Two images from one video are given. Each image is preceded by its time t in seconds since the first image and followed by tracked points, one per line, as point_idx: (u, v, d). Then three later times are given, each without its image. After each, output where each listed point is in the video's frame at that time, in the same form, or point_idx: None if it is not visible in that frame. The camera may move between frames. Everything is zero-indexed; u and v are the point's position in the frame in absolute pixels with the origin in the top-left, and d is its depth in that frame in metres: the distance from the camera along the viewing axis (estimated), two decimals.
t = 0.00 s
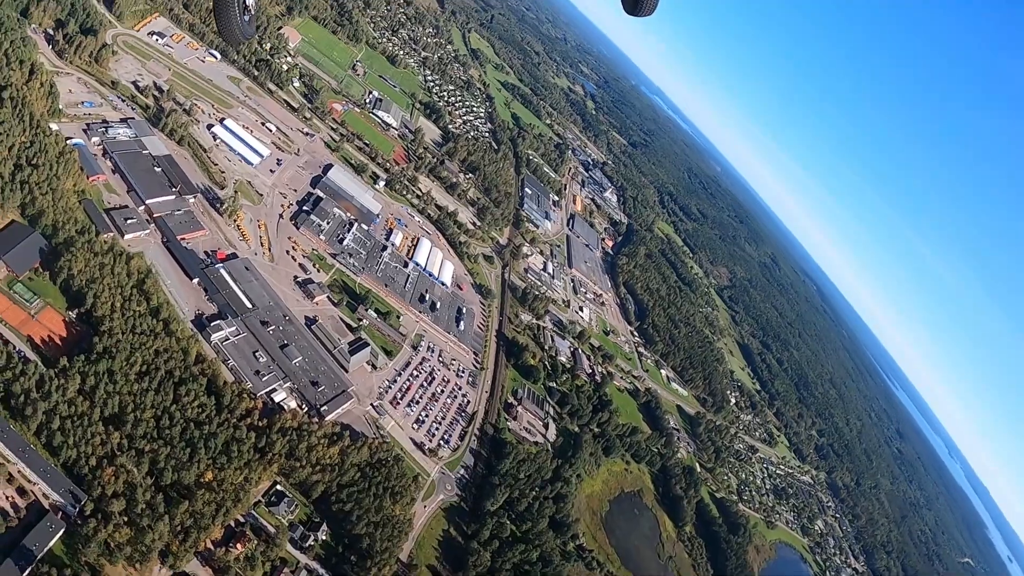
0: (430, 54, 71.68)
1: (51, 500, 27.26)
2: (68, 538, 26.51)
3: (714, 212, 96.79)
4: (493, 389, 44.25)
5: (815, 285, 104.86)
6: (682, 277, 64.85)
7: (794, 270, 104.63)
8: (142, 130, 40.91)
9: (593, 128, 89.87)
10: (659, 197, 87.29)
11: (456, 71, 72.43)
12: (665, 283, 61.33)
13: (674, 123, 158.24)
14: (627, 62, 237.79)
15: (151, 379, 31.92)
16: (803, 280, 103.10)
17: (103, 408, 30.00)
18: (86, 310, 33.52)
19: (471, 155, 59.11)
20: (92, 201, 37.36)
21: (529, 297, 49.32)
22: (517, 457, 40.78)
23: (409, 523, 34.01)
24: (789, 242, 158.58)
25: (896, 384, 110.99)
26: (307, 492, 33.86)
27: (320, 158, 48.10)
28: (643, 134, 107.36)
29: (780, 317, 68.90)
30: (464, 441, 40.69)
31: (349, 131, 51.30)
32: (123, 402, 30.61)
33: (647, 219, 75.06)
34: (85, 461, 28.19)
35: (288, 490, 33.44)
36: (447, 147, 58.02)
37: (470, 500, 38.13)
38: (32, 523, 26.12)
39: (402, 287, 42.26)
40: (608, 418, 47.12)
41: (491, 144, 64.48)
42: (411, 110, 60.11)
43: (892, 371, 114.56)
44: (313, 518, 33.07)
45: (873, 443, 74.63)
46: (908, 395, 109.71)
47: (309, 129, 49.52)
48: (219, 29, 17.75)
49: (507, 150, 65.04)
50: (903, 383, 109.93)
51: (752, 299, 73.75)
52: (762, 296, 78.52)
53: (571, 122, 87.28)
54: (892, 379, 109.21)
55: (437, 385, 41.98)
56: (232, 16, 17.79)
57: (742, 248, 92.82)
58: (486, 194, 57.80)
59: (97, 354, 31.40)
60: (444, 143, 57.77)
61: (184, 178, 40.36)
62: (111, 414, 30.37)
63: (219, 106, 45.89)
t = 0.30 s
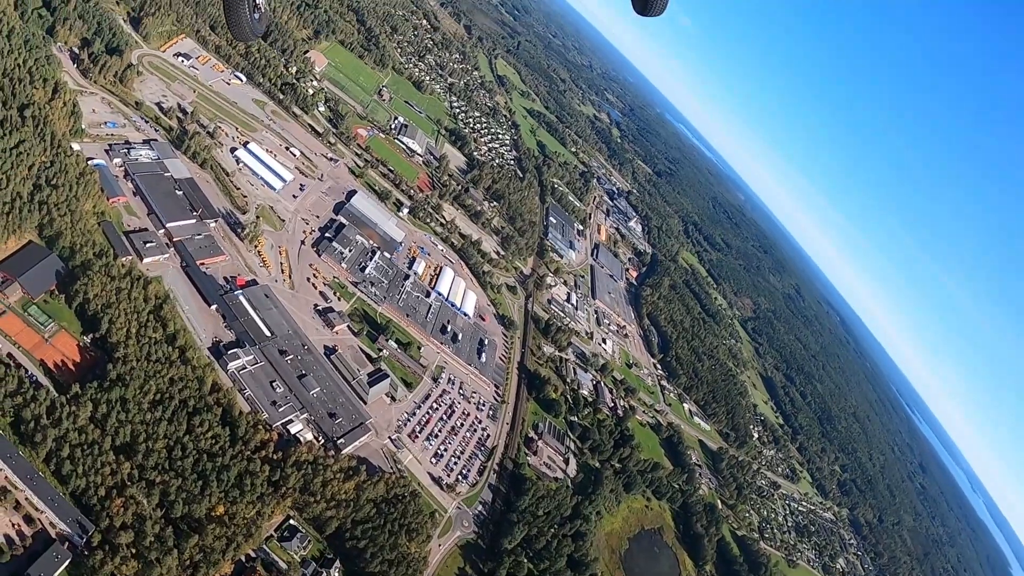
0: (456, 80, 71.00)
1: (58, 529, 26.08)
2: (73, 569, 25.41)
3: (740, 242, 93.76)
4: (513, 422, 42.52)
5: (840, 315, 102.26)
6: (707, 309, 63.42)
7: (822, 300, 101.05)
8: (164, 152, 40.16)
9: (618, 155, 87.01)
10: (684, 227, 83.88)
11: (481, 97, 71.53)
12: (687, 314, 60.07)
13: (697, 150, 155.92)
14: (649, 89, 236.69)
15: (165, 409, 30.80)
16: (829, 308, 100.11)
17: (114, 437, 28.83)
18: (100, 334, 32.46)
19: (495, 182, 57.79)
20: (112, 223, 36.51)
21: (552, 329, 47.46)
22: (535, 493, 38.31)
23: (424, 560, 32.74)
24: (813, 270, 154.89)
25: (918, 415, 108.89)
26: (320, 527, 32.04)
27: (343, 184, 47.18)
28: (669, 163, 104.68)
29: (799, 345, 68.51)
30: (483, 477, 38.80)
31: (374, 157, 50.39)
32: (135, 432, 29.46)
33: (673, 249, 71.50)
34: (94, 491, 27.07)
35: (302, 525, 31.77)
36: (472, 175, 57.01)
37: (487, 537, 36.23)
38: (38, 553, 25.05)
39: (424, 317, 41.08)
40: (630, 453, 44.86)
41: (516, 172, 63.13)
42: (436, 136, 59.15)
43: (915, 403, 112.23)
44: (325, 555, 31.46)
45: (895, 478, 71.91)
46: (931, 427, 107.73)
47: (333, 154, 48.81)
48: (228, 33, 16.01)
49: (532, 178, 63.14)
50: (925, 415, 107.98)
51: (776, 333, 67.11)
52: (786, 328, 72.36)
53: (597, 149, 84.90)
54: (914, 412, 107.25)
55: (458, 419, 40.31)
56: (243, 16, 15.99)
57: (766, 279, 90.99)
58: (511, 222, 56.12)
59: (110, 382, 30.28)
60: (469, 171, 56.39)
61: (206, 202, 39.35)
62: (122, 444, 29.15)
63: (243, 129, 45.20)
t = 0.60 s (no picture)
0: (482, 107, 70.35)
1: (63, 558, 24.81)
2: None
3: (765, 274, 91.19)
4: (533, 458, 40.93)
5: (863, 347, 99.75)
6: (730, 342, 61.72)
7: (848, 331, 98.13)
8: (187, 175, 39.38)
9: (644, 185, 85.72)
10: (708, 257, 81.79)
11: (507, 124, 70.61)
12: (713, 346, 57.89)
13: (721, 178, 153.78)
14: (670, 115, 235.45)
15: (177, 439, 29.50)
16: (853, 339, 97.29)
17: (124, 466, 27.58)
18: (115, 360, 31.40)
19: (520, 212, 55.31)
20: (130, 245, 35.62)
21: (575, 362, 45.62)
22: (554, 530, 36.37)
23: None
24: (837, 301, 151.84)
25: (939, 448, 106.86)
26: (333, 564, 30.25)
27: (366, 211, 46.25)
28: (694, 193, 102.15)
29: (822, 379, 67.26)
30: (501, 513, 36.98)
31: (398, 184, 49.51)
32: (145, 462, 28.21)
33: (697, 281, 69.01)
34: (101, 521, 25.83)
35: (313, 562, 29.89)
36: (496, 204, 55.26)
37: None
38: None
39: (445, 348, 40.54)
40: (650, 489, 42.90)
41: (541, 201, 61.97)
42: (462, 163, 58.22)
43: (937, 436, 110.08)
44: None
45: (918, 515, 69.20)
46: (954, 462, 105.52)
47: (357, 180, 48.02)
48: (237, 30, 15.54)
49: (558, 207, 61.61)
50: (947, 448, 105.89)
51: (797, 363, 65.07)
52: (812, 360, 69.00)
53: (622, 179, 82.65)
54: (937, 446, 105.01)
55: (476, 453, 38.74)
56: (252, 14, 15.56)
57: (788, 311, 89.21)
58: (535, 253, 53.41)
59: (122, 410, 29.07)
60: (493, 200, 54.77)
61: (227, 226, 38.50)
62: (132, 474, 27.93)
63: (267, 153, 44.49)
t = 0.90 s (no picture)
0: (507, 134, 69.00)
1: None
2: None
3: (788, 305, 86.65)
4: (552, 494, 39.04)
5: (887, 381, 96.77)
6: (752, 376, 59.91)
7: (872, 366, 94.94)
8: (208, 197, 38.51)
9: (667, 214, 80.74)
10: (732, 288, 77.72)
11: (533, 152, 68.99)
12: (734, 381, 55.88)
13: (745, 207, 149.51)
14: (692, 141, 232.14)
15: (187, 469, 28.19)
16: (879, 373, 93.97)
17: (132, 496, 26.35)
18: (127, 386, 30.29)
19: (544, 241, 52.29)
20: (148, 267, 34.68)
21: (596, 394, 44.97)
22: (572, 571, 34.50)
23: None
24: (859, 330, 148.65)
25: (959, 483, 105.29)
26: None
27: (389, 237, 45.16)
28: (720, 223, 94.69)
29: (844, 412, 67.12)
30: (516, 551, 34.92)
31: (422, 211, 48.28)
32: (154, 491, 26.95)
33: (720, 313, 65.42)
34: (106, 552, 24.65)
35: None
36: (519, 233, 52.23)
37: None
38: None
39: (465, 380, 39.78)
40: (670, 527, 40.78)
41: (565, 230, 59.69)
42: (487, 192, 56.93)
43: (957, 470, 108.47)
44: None
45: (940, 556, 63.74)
46: (975, 498, 103.60)
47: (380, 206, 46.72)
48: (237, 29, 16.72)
49: (581, 238, 58.46)
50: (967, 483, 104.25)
51: (821, 400, 65.47)
52: (834, 396, 68.95)
53: (646, 209, 78.94)
54: (957, 480, 103.28)
55: (493, 488, 37.10)
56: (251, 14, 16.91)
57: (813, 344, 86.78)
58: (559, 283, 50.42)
59: (132, 438, 27.85)
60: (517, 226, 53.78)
61: (246, 251, 37.51)
62: (140, 504, 26.68)
63: (290, 177, 43.58)
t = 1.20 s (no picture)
0: (531, 160, 67.19)
1: None
2: None
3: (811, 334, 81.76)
4: (568, 533, 36.84)
5: (910, 415, 93.50)
6: (773, 410, 57.63)
7: (896, 400, 91.50)
8: (228, 220, 37.42)
9: (691, 244, 77.13)
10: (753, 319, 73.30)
11: (557, 179, 66.90)
12: (755, 415, 53.65)
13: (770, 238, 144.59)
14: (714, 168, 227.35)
15: (196, 499, 27.03)
16: (901, 408, 90.44)
17: (137, 525, 25.21)
18: (137, 412, 29.05)
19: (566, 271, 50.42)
20: (164, 289, 33.61)
21: (614, 428, 43.00)
22: None
23: None
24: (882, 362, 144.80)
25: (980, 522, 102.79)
26: None
27: (410, 263, 43.67)
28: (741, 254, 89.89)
29: (865, 447, 65.54)
30: None
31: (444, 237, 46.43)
32: (160, 522, 25.78)
33: (742, 345, 62.55)
34: None
35: None
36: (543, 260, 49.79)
37: None
38: None
39: (483, 414, 38.80)
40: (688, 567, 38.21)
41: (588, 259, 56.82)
42: (509, 219, 54.53)
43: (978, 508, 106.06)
44: None
45: None
46: (996, 536, 101.14)
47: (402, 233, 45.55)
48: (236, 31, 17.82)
49: (603, 268, 56.12)
50: (987, 520, 102.05)
51: (842, 433, 63.98)
52: (856, 431, 67.23)
53: (670, 238, 75.16)
54: (977, 517, 101.11)
55: (509, 524, 35.11)
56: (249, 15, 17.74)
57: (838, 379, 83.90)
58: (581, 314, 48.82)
59: (140, 466, 26.70)
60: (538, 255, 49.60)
61: (264, 275, 36.36)
62: (146, 534, 25.49)
63: (311, 201, 42.46)
